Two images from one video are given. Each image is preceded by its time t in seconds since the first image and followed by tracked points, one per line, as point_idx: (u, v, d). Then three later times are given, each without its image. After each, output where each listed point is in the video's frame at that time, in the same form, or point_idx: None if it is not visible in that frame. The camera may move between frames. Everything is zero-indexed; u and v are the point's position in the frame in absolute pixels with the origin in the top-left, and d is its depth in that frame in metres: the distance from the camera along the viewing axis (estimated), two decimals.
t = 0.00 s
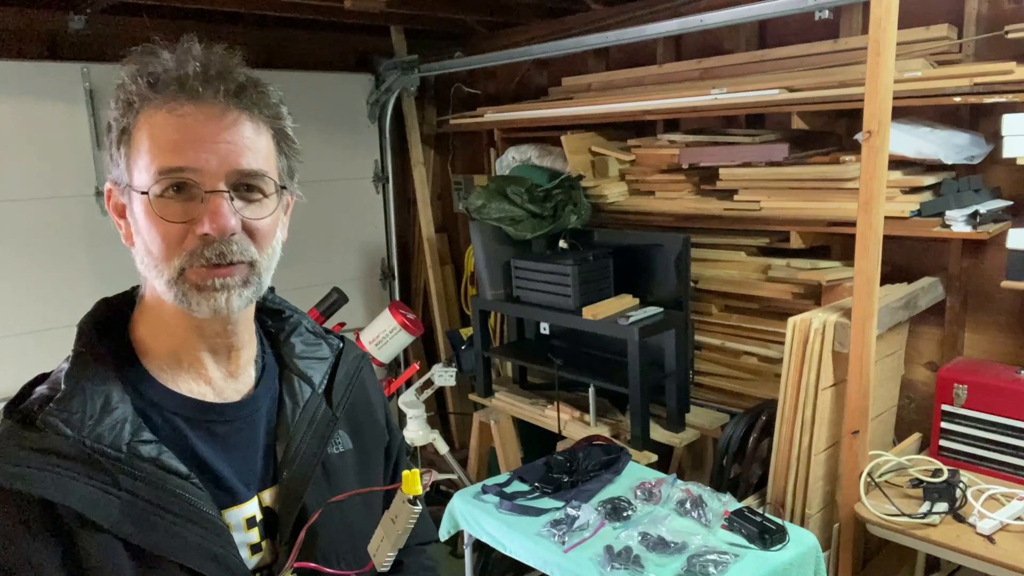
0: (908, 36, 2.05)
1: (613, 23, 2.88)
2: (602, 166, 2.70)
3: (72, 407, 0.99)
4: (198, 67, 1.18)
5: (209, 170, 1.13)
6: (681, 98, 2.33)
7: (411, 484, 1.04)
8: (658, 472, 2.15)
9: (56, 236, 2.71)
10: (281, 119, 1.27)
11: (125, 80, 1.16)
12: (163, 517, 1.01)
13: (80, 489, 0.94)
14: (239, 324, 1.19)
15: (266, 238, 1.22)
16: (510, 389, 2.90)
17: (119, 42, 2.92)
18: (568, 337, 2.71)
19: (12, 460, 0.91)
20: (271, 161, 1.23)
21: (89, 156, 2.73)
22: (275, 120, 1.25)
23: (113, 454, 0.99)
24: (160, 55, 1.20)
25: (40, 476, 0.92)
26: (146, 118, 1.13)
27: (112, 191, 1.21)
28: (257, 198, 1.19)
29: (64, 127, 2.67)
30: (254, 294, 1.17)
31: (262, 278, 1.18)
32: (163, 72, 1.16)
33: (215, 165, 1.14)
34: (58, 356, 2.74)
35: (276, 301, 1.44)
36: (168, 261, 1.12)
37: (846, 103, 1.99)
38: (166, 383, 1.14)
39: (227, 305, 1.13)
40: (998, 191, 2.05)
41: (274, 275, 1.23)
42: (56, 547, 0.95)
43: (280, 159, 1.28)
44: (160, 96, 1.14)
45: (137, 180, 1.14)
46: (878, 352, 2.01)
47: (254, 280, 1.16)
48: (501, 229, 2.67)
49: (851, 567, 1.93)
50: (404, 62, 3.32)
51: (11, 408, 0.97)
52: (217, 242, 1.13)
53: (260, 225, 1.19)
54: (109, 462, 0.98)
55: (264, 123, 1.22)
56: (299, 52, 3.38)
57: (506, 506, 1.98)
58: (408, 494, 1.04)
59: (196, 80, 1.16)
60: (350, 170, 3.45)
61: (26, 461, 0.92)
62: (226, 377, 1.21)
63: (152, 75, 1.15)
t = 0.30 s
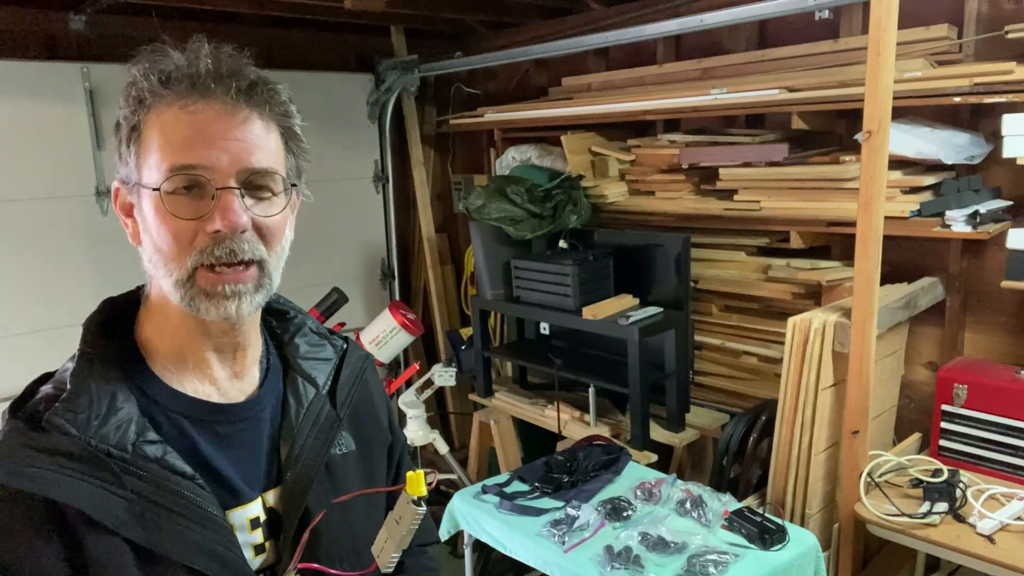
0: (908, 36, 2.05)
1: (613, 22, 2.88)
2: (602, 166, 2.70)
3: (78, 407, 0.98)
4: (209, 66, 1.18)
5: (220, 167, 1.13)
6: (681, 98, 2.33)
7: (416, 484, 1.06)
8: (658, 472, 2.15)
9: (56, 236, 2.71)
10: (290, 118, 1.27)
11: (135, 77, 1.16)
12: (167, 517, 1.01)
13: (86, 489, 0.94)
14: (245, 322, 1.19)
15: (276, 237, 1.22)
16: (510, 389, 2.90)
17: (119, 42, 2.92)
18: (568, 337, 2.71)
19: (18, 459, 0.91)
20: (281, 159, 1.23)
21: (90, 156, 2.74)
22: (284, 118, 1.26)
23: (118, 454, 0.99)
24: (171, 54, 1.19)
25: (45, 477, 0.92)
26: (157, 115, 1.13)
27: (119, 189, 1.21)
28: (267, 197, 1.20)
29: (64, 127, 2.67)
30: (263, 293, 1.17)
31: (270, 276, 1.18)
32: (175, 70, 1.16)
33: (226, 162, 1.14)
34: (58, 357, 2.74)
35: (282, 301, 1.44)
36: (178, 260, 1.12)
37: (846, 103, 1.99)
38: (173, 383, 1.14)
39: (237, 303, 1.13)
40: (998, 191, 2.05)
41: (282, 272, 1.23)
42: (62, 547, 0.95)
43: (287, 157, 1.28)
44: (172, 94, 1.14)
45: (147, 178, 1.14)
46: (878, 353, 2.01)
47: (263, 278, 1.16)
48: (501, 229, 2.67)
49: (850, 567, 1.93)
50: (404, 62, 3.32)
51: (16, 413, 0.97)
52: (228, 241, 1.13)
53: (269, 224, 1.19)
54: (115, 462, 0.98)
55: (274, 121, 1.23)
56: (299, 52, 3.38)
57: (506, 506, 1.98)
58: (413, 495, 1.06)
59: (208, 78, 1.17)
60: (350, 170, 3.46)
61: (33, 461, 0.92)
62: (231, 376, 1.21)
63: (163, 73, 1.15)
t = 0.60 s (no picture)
0: (908, 36, 2.05)
1: (612, 22, 2.88)
2: (602, 166, 2.70)
3: (84, 407, 0.98)
4: (223, 68, 1.18)
5: (232, 170, 1.13)
6: (681, 98, 2.33)
7: (420, 484, 1.08)
8: (658, 472, 2.15)
9: (56, 236, 2.71)
10: (300, 122, 1.27)
11: (149, 79, 1.16)
12: (173, 517, 1.01)
13: (93, 490, 0.95)
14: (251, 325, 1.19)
15: (284, 240, 1.21)
16: (510, 389, 2.90)
17: (119, 42, 2.92)
18: (568, 337, 2.71)
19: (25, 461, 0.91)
20: (290, 162, 1.22)
21: (89, 156, 2.74)
22: (294, 123, 1.26)
23: (125, 455, 0.98)
24: (182, 55, 1.19)
25: (53, 478, 0.92)
26: (169, 117, 1.13)
27: (126, 189, 1.20)
28: (276, 200, 1.19)
29: (64, 127, 2.67)
30: (272, 297, 1.17)
31: (280, 280, 1.18)
32: (189, 72, 1.16)
33: (238, 165, 1.13)
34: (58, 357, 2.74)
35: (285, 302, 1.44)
36: (188, 262, 1.12)
37: (846, 103, 1.99)
38: (179, 386, 1.14)
39: (247, 307, 1.13)
40: (998, 191, 2.05)
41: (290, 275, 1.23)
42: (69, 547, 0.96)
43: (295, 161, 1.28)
44: (186, 97, 1.14)
45: (157, 180, 1.13)
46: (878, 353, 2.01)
47: (273, 283, 1.16)
48: (501, 229, 2.67)
49: (850, 567, 1.93)
50: (404, 62, 3.32)
51: (21, 412, 0.97)
52: (240, 244, 1.13)
53: (279, 227, 1.19)
54: (122, 463, 0.98)
55: (284, 126, 1.22)
56: (299, 52, 3.38)
57: (506, 506, 1.98)
58: (417, 494, 1.09)
59: (222, 81, 1.16)
60: (350, 171, 3.45)
61: (41, 463, 0.92)
62: (234, 377, 1.21)
63: (178, 74, 1.15)
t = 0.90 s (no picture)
0: (908, 36, 2.05)
1: (613, 22, 2.88)
2: (602, 166, 2.70)
3: (80, 407, 0.98)
4: (296, 105, 1.13)
5: (297, 203, 1.07)
6: (681, 98, 2.33)
7: (425, 471, 1.17)
8: (658, 472, 2.15)
9: (55, 236, 2.70)
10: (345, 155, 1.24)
11: (221, 100, 1.08)
12: (174, 513, 1.02)
13: (94, 489, 0.95)
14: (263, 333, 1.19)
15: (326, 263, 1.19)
16: (510, 389, 2.90)
17: (119, 43, 2.91)
18: (568, 336, 2.71)
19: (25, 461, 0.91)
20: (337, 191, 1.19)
21: (89, 156, 2.74)
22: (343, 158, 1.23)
23: (124, 453, 0.99)
24: (220, 74, 1.11)
25: (53, 477, 0.92)
26: (239, 142, 1.06)
27: (146, 188, 1.07)
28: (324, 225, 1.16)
29: (64, 127, 2.67)
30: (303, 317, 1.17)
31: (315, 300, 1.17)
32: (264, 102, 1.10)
33: (303, 198, 1.08)
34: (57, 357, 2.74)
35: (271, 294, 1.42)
36: (236, 283, 1.07)
37: (846, 103, 1.99)
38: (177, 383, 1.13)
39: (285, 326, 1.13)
40: (998, 191, 2.05)
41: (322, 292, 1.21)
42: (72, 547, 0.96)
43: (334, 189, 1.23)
44: (264, 128, 1.07)
45: (215, 200, 1.05)
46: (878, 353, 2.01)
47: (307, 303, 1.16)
48: (501, 229, 2.67)
49: (850, 567, 1.93)
50: (404, 62, 3.32)
51: (17, 415, 0.96)
52: (294, 271, 1.10)
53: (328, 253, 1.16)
54: (121, 460, 0.98)
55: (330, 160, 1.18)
56: (299, 52, 3.37)
57: (506, 506, 1.98)
58: (420, 481, 1.17)
59: (295, 118, 1.12)
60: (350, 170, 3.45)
61: (40, 462, 0.92)
62: (230, 372, 1.19)
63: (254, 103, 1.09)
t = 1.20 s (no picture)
0: (908, 36, 2.05)
1: (613, 22, 2.88)
2: (602, 166, 2.71)
3: (89, 404, 0.98)
4: (338, 155, 1.11)
5: (316, 245, 1.08)
6: (681, 98, 2.33)
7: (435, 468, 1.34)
8: (658, 472, 2.15)
9: (56, 236, 2.71)
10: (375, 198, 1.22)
11: (267, 137, 1.06)
12: (186, 508, 1.02)
13: (106, 484, 0.95)
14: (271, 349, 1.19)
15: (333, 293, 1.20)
16: (510, 389, 2.90)
17: (119, 43, 2.91)
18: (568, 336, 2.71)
19: (38, 458, 0.90)
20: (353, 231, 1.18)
21: (89, 156, 2.74)
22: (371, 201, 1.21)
23: (134, 449, 0.99)
24: (265, 106, 1.09)
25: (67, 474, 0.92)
26: (276, 181, 1.05)
27: (168, 198, 1.06)
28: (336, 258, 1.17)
29: (64, 127, 2.67)
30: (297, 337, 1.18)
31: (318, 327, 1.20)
32: (311, 151, 1.08)
33: (323, 241, 1.09)
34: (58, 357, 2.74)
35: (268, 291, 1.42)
36: (244, 307, 1.08)
37: (846, 103, 1.99)
38: (192, 386, 1.13)
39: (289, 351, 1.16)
40: (998, 191, 2.05)
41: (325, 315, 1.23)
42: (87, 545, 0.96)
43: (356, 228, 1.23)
44: (304, 175, 1.06)
45: (239, 228, 1.05)
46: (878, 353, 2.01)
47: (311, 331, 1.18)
48: (501, 230, 2.67)
49: (850, 567, 1.94)
50: (404, 62, 3.33)
51: (24, 414, 0.96)
52: (297, 304, 1.11)
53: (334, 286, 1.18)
54: (133, 456, 0.98)
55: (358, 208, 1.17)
56: (300, 52, 3.38)
57: (506, 506, 1.98)
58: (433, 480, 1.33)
59: (335, 168, 1.10)
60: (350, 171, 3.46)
61: (52, 459, 0.91)
62: (233, 369, 1.19)
63: (302, 151, 1.07)
